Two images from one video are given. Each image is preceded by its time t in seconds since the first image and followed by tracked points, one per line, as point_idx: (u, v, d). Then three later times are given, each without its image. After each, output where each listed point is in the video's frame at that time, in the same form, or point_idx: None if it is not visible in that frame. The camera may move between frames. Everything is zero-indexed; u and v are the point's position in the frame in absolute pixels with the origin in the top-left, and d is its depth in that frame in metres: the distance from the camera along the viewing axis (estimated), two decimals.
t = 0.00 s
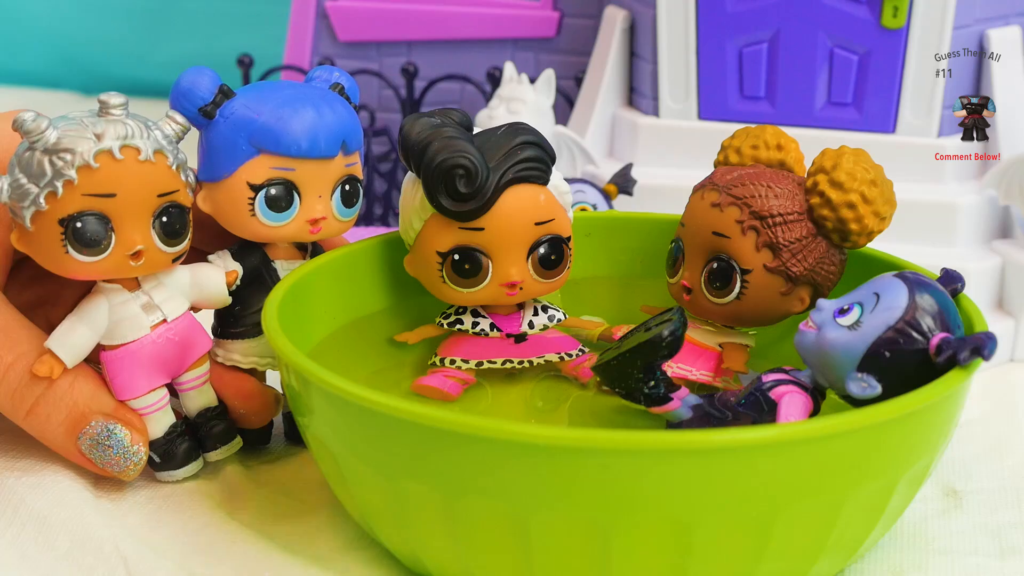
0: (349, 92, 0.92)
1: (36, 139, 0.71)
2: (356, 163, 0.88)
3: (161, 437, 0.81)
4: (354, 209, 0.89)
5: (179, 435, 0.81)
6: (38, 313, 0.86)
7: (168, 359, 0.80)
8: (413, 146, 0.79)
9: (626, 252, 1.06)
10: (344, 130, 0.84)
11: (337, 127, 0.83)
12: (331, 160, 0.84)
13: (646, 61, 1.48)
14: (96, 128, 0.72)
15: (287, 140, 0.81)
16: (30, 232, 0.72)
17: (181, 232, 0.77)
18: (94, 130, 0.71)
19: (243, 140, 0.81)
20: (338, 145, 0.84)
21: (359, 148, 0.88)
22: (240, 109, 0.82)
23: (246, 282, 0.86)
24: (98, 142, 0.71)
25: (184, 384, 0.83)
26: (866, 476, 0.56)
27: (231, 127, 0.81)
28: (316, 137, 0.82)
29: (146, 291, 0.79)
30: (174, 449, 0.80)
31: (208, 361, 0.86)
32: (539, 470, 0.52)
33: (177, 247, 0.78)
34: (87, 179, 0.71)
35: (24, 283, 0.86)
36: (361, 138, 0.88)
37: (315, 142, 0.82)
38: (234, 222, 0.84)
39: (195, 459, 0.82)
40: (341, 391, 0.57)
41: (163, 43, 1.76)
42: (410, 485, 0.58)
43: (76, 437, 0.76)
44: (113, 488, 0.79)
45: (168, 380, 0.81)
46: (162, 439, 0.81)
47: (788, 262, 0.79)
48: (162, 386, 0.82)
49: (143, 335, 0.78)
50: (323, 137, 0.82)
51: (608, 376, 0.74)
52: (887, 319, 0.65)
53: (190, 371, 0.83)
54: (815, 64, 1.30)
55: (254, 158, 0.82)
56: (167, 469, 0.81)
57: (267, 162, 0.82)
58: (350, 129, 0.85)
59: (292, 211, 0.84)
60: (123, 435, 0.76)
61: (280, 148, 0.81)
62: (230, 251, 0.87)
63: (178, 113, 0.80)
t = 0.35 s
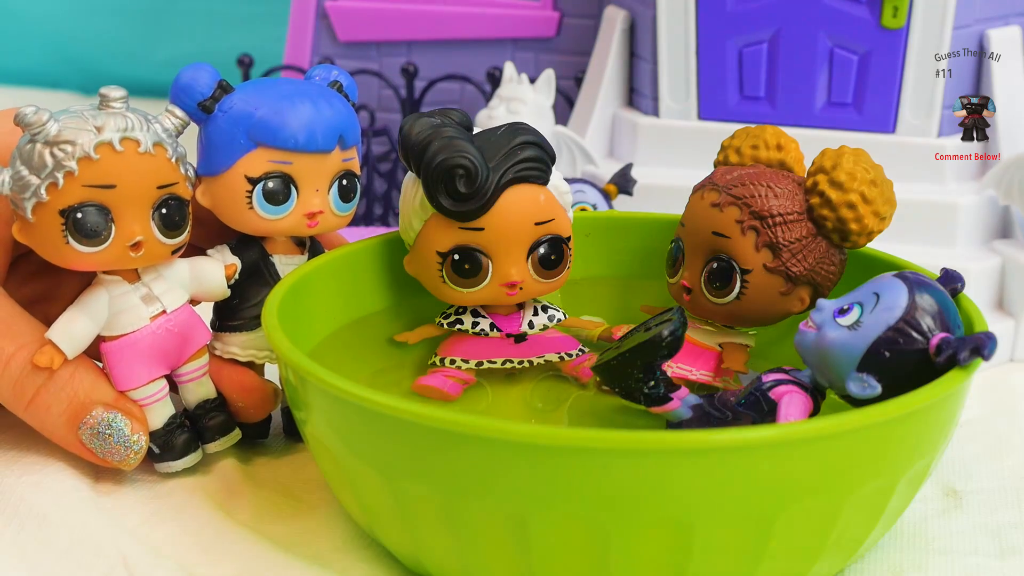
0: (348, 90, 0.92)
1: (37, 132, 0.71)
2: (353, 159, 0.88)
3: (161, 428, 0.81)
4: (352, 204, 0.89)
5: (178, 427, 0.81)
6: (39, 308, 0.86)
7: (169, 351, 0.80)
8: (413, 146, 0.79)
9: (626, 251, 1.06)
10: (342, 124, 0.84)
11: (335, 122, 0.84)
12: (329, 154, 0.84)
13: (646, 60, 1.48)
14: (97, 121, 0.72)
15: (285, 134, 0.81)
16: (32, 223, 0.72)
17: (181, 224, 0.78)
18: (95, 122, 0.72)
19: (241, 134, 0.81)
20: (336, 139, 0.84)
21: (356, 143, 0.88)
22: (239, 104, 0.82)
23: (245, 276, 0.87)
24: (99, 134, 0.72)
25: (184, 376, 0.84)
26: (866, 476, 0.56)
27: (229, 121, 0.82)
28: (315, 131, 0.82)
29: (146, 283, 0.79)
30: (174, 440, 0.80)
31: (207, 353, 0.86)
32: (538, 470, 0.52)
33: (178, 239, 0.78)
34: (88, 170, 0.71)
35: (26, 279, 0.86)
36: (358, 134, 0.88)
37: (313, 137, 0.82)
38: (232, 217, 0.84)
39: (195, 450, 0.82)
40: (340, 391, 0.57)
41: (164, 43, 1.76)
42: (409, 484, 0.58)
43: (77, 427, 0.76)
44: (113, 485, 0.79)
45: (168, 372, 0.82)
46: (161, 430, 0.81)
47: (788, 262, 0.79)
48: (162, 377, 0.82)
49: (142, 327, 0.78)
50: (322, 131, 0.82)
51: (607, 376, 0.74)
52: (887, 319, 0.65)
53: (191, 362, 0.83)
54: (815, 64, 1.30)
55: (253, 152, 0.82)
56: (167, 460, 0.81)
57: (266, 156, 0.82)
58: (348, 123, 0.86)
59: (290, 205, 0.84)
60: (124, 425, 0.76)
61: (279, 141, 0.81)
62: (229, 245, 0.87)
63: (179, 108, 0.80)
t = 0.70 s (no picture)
0: (357, 90, 0.92)
1: (50, 122, 0.71)
2: (363, 156, 0.88)
3: (168, 420, 0.81)
4: (361, 201, 0.88)
5: (185, 420, 0.82)
6: (45, 304, 0.86)
7: (177, 342, 0.81)
8: (413, 146, 0.79)
9: (626, 251, 1.06)
10: (352, 121, 0.85)
11: (345, 118, 0.84)
12: (339, 150, 0.84)
13: (647, 60, 1.48)
14: (110, 112, 0.73)
15: (295, 130, 0.81)
16: (43, 213, 0.72)
17: (192, 216, 0.78)
18: (107, 114, 0.72)
19: (252, 129, 0.82)
20: (345, 135, 0.84)
21: (365, 140, 0.88)
22: (250, 99, 0.82)
23: (254, 271, 0.88)
24: (112, 125, 0.72)
25: (190, 370, 0.84)
26: (865, 476, 0.56)
27: (240, 116, 0.82)
28: (324, 127, 0.82)
29: (155, 275, 0.80)
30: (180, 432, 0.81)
31: (214, 348, 0.87)
32: (538, 470, 0.52)
33: (187, 231, 0.79)
34: (101, 161, 0.71)
35: (32, 274, 0.86)
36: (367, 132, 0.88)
37: (322, 132, 0.82)
38: (242, 211, 0.84)
39: (201, 443, 0.83)
40: (339, 390, 0.57)
41: (165, 43, 1.77)
42: (410, 484, 0.58)
43: (84, 417, 0.76)
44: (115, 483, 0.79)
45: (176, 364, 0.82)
46: (168, 423, 0.81)
47: (788, 261, 0.80)
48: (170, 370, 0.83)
49: (151, 317, 0.79)
50: (331, 127, 0.82)
51: (607, 376, 0.74)
52: (886, 320, 0.65)
53: (198, 355, 0.84)
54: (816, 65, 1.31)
55: (263, 148, 0.82)
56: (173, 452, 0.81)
57: (275, 152, 0.82)
58: (357, 120, 0.86)
59: (299, 200, 0.84)
60: (131, 416, 0.76)
61: (288, 137, 0.81)
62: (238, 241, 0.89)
63: (190, 103, 0.80)
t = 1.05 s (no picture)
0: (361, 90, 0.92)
1: (56, 117, 0.71)
2: (367, 155, 0.88)
3: (169, 418, 0.82)
4: (364, 201, 0.88)
5: (186, 418, 0.82)
6: (48, 303, 0.86)
7: (179, 339, 0.81)
8: (413, 146, 0.79)
9: (627, 252, 1.06)
10: (356, 120, 0.84)
11: (349, 118, 0.84)
12: (343, 150, 0.84)
13: (646, 60, 1.50)
14: (116, 109, 0.73)
15: (300, 128, 0.81)
16: (48, 209, 0.72)
17: (197, 213, 0.78)
18: (114, 110, 0.73)
19: (257, 128, 0.81)
20: (350, 135, 0.84)
21: (370, 140, 0.88)
22: (255, 98, 0.82)
23: (256, 269, 0.88)
24: (118, 121, 0.72)
25: (191, 367, 0.84)
26: (866, 476, 0.56)
27: (245, 114, 0.82)
28: (329, 126, 0.82)
29: (158, 273, 0.80)
30: (181, 431, 0.81)
31: (215, 346, 0.87)
32: (538, 470, 0.52)
33: (192, 229, 0.79)
34: (107, 157, 0.71)
35: (34, 272, 0.86)
36: (372, 132, 0.88)
37: (327, 132, 0.82)
38: (246, 209, 0.84)
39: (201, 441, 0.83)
40: (340, 389, 0.57)
41: (166, 42, 1.78)
42: (411, 485, 0.58)
43: (86, 414, 0.76)
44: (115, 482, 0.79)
45: (178, 361, 0.82)
46: (170, 420, 0.82)
47: (788, 261, 0.79)
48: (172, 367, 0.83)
49: (154, 314, 0.79)
50: (336, 126, 0.82)
51: (608, 375, 0.73)
52: (886, 321, 0.65)
53: (199, 353, 0.84)
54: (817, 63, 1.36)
55: (268, 147, 0.82)
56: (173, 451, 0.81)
57: (280, 151, 0.82)
58: (362, 119, 0.86)
59: (303, 199, 0.84)
60: (133, 412, 0.76)
61: (293, 135, 0.81)
62: (241, 240, 0.89)
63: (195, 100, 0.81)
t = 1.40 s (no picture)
0: (361, 90, 0.92)
1: (57, 118, 0.71)
2: (368, 156, 0.88)
3: (169, 418, 0.82)
4: (364, 202, 0.88)
5: (186, 418, 0.83)
6: (48, 304, 0.86)
7: (179, 340, 0.81)
8: (413, 146, 0.79)
9: (627, 252, 1.06)
10: (357, 121, 0.85)
11: (350, 118, 0.84)
12: (344, 151, 0.84)
13: (646, 61, 1.50)
14: (117, 109, 0.73)
15: (300, 129, 0.81)
16: (48, 209, 0.72)
17: (197, 214, 0.78)
18: (114, 110, 0.73)
19: (258, 128, 0.82)
20: (351, 136, 0.84)
21: (371, 140, 0.88)
22: (256, 98, 0.82)
23: (256, 269, 0.89)
24: (118, 121, 0.72)
25: (191, 367, 0.84)
26: (866, 475, 0.56)
27: (246, 115, 0.82)
28: (329, 126, 0.82)
29: (159, 273, 0.80)
30: (180, 431, 0.81)
31: (216, 347, 0.87)
32: (538, 470, 0.52)
33: (192, 229, 0.79)
34: (107, 157, 0.72)
35: (34, 272, 0.86)
36: (372, 132, 0.88)
37: (327, 132, 0.82)
38: (247, 210, 0.84)
39: (201, 442, 0.83)
40: (340, 389, 0.57)
41: (167, 42, 1.78)
42: (411, 486, 0.58)
43: (86, 414, 0.76)
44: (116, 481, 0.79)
45: (178, 362, 0.82)
46: (170, 420, 0.82)
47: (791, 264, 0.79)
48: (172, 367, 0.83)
49: (155, 314, 0.79)
50: (337, 126, 0.82)
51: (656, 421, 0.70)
52: (852, 271, 0.61)
53: (200, 353, 0.84)
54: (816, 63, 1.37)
55: (268, 147, 0.82)
56: (174, 452, 0.81)
57: (280, 151, 0.82)
58: (363, 120, 0.86)
59: (304, 200, 0.84)
60: (133, 412, 0.76)
61: (294, 136, 0.81)
62: (241, 241, 0.89)
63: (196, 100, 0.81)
